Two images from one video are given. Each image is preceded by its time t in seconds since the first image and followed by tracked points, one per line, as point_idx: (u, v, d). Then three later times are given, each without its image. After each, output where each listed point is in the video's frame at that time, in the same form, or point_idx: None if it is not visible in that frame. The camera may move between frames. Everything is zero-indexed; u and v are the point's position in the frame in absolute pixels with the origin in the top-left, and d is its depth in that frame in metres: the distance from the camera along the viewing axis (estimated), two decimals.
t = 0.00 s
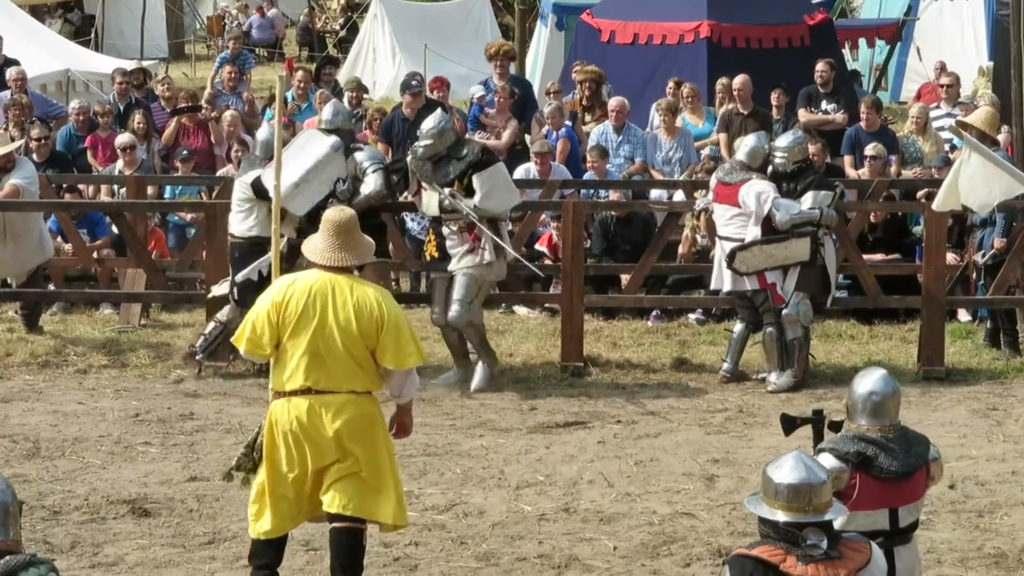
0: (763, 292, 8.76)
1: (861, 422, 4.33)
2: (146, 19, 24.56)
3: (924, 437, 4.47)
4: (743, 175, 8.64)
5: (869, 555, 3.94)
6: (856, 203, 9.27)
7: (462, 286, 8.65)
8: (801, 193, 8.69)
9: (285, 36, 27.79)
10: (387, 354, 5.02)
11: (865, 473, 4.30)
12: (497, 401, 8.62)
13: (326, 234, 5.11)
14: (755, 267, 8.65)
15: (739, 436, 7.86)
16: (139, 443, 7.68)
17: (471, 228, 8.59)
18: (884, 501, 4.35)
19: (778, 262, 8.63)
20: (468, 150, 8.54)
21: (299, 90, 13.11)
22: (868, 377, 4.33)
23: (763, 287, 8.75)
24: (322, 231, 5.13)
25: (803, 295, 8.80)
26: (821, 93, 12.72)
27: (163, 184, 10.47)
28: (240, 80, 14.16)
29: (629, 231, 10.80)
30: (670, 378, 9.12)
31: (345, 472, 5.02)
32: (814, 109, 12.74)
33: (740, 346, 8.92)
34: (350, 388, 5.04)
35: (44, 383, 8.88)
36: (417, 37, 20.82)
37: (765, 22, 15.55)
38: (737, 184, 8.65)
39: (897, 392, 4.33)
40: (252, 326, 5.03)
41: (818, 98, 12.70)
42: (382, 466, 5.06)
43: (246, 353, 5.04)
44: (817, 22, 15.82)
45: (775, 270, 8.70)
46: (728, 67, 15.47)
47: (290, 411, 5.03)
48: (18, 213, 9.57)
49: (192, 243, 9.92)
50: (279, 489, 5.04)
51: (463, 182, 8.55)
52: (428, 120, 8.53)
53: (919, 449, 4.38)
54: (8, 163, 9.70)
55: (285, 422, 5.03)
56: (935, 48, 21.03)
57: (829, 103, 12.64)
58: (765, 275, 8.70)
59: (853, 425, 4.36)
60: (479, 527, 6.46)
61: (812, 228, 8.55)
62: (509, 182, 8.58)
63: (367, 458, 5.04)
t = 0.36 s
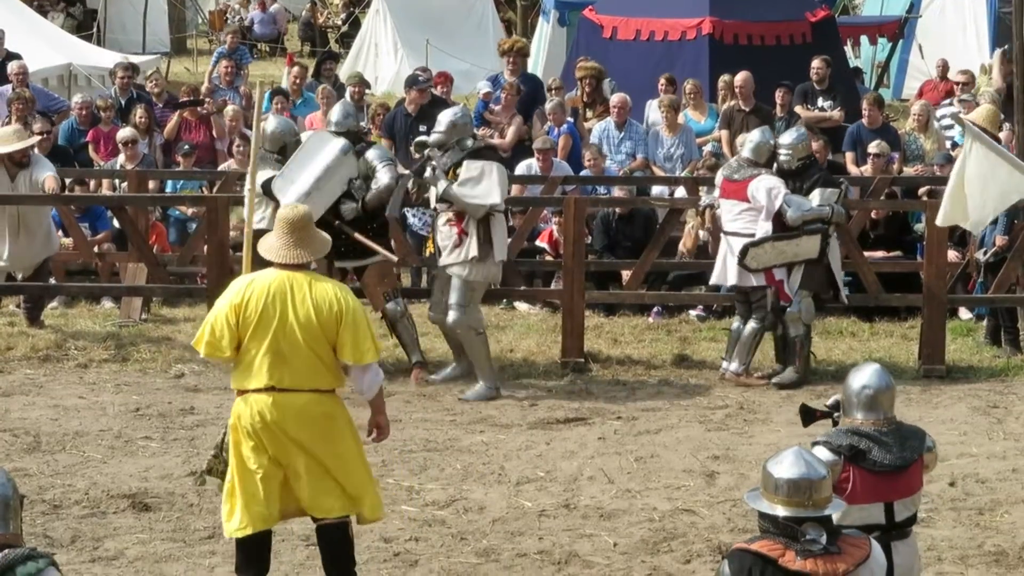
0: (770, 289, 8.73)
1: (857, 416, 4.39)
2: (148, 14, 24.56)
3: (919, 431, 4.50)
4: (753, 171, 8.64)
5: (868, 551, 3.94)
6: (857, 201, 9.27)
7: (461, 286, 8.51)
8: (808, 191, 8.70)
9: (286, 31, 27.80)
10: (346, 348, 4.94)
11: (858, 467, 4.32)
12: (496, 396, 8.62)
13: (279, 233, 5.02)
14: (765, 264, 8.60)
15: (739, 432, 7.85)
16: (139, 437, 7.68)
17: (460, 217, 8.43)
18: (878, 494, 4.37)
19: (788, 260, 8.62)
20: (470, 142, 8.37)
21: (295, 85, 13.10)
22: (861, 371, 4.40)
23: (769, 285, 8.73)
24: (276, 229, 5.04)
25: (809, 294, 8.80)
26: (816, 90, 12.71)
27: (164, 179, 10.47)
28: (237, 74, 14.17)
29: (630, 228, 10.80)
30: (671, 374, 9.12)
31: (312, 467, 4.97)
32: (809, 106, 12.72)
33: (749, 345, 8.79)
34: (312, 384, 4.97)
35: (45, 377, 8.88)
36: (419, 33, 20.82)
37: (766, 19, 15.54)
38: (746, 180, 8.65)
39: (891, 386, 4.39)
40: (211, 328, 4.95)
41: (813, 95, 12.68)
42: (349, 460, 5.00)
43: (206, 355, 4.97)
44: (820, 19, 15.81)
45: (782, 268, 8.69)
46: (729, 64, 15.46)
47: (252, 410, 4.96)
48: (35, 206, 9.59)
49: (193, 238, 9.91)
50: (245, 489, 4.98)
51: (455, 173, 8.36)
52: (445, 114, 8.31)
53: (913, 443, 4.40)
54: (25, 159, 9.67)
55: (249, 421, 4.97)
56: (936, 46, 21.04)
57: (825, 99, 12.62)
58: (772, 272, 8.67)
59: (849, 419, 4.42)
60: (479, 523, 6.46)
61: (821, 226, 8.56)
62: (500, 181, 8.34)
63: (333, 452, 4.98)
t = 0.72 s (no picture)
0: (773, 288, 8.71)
1: (854, 411, 4.41)
2: (149, 9, 24.57)
3: (917, 427, 4.52)
4: (762, 172, 8.60)
5: (864, 547, 3.94)
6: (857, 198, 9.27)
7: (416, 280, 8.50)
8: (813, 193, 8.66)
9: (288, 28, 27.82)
10: (310, 341, 5.07)
11: (854, 461, 4.34)
12: (495, 393, 8.62)
13: (241, 228, 5.15)
14: (770, 264, 8.57)
15: (739, 430, 7.85)
16: (139, 433, 7.68)
17: (420, 211, 8.45)
18: (875, 490, 4.38)
19: (794, 260, 8.60)
20: (431, 134, 8.31)
21: (294, 81, 13.09)
22: (858, 367, 4.43)
23: (774, 286, 8.71)
24: (238, 225, 5.18)
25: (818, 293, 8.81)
26: (814, 88, 12.71)
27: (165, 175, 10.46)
28: (234, 70, 14.17)
29: (633, 226, 10.80)
30: (671, 371, 9.12)
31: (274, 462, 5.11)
32: (808, 104, 12.72)
33: (742, 343, 8.81)
34: (277, 379, 5.10)
35: (45, 373, 8.88)
36: (419, 30, 20.82)
37: (767, 17, 15.53)
38: (754, 180, 8.62)
39: (889, 382, 4.41)
40: (173, 325, 5.05)
41: (811, 93, 12.69)
42: (311, 456, 5.15)
43: (171, 351, 5.06)
44: (821, 17, 15.80)
45: (787, 269, 8.66)
46: (730, 62, 15.46)
47: (218, 405, 5.08)
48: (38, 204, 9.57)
49: (193, 233, 9.91)
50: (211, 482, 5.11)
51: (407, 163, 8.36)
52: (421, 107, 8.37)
53: (911, 439, 4.42)
54: (27, 157, 9.67)
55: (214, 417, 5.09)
56: (936, 44, 21.04)
57: (822, 98, 12.62)
58: (776, 273, 8.64)
59: (846, 414, 4.44)
60: (479, 519, 6.46)
61: (827, 227, 8.59)
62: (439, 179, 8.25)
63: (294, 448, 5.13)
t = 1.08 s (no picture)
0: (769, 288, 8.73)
1: (856, 411, 4.43)
2: (151, 9, 24.61)
3: (919, 428, 4.54)
4: (763, 172, 8.61)
5: (864, 547, 3.94)
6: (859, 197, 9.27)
7: (364, 279, 8.69)
8: (811, 194, 8.66)
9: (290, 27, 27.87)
10: (304, 338, 5.10)
11: (857, 460, 4.36)
12: (497, 394, 8.62)
13: (233, 227, 5.18)
14: (768, 264, 8.60)
15: (741, 430, 7.85)
16: (141, 433, 7.68)
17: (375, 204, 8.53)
18: (878, 489, 4.40)
19: (791, 261, 8.60)
20: (399, 131, 8.37)
21: (295, 81, 13.10)
22: (860, 367, 4.45)
23: (772, 285, 8.73)
24: (229, 224, 5.20)
25: (817, 291, 8.83)
26: (816, 88, 12.71)
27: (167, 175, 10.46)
28: (234, 70, 14.18)
29: (635, 225, 10.80)
30: (673, 371, 9.12)
31: (273, 460, 5.15)
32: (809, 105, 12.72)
33: (745, 344, 8.81)
34: (272, 376, 5.14)
35: (47, 373, 8.88)
36: (421, 29, 20.83)
37: (770, 16, 15.52)
38: (753, 182, 8.62)
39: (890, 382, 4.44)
40: (169, 322, 5.09)
41: (813, 93, 12.68)
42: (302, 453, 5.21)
43: (167, 347, 5.10)
44: (822, 17, 15.73)
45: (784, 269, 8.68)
46: (732, 62, 15.46)
47: (215, 403, 5.11)
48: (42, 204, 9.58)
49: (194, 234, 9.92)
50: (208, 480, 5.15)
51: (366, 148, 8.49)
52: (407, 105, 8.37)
53: (913, 439, 4.45)
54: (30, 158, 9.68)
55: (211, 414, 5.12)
56: (939, 44, 21.05)
57: (824, 97, 12.62)
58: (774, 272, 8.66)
59: (847, 415, 4.46)
60: (481, 520, 6.46)
61: (825, 227, 8.57)
62: (374, 174, 8.28)
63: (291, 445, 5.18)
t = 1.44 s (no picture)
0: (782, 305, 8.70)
1: (858, 421, 4.48)
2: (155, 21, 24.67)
3: (920, 438, 4.56)
4: (763, 194, 8.56)
5: (870, 562, 3.94)
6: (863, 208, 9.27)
7: (367, 289, 8.68)
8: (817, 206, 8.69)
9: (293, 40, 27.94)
10: (297, 338, 5.31)
11: (860, 470, 4.38)
12: (500, 406, 8.63)
13: (229, 228, 5.35)
14: (777, 279, 8.58)
15: (745, 442, 7.85)
16: (145, 446, 7.68)
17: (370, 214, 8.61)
18: (881, 499, 4.42)
19: (800, 273, 8.58)
20: (393, 140, 8.45)
21: (299, 94, 13.12)
22: (862, 377, 4.50)
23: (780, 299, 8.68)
24: (225, 225, 5.37)
25: (824, 302, 8.82)
26: (819, 99, 12.72)
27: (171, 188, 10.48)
28: (236, 83, 14.22)
29: (638, 237, 10.81)
30: (678, 383, 9.12)
31: (261, 455, 5.26)
32: (812, 116, 12.74)
33: (755, 356, 8.81)
34: (263, 373, 5.30)
35: (51, 387, 8.89)
36: (424, 42, 20.87)
37: (772, 27, 15.54)
38: (748, 203, 8.60)
39: (891, 393, 4.48)
40: (164, 317, 5.24)
41: (816, 104, 12.69)
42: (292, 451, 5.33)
43: (161, 343, 5.24)
44: (825, 27, 15.81)
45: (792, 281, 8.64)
46: (735, 73, 15.49)
47: (205, 399, 5.26)
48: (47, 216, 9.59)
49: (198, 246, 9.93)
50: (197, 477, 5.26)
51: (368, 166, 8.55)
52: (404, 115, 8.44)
53: (914, 448, 4.47)
54: (35, 170, 9.70)
55: (200, 412, 5.26)
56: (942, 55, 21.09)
57: (827, 108, 12.63)
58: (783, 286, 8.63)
59: (850, 426, 4.50)
60: (485, 533, 6.46)
61: (832, 238, 8.55)
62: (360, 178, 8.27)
63: (281, 441, 5.30)
